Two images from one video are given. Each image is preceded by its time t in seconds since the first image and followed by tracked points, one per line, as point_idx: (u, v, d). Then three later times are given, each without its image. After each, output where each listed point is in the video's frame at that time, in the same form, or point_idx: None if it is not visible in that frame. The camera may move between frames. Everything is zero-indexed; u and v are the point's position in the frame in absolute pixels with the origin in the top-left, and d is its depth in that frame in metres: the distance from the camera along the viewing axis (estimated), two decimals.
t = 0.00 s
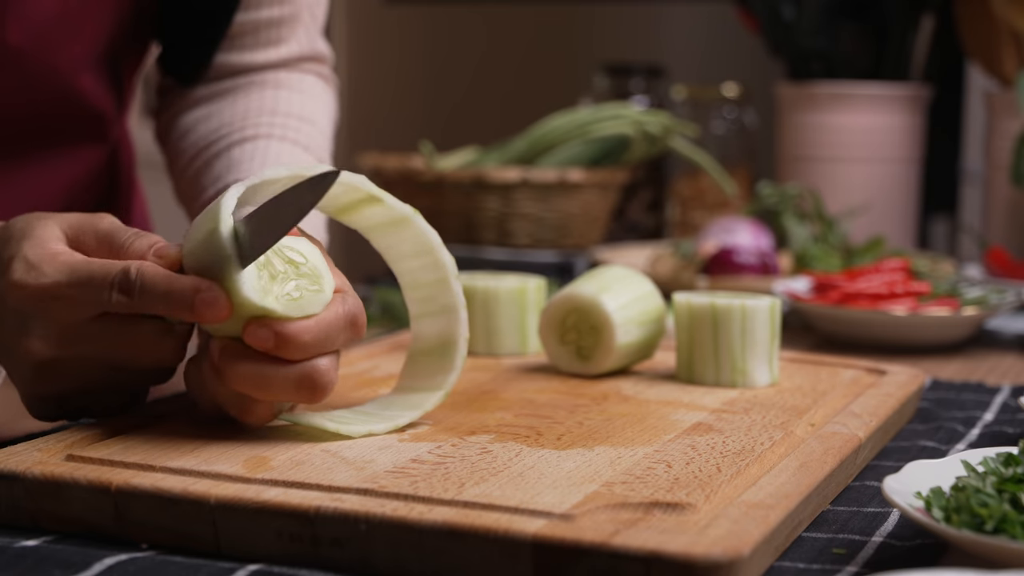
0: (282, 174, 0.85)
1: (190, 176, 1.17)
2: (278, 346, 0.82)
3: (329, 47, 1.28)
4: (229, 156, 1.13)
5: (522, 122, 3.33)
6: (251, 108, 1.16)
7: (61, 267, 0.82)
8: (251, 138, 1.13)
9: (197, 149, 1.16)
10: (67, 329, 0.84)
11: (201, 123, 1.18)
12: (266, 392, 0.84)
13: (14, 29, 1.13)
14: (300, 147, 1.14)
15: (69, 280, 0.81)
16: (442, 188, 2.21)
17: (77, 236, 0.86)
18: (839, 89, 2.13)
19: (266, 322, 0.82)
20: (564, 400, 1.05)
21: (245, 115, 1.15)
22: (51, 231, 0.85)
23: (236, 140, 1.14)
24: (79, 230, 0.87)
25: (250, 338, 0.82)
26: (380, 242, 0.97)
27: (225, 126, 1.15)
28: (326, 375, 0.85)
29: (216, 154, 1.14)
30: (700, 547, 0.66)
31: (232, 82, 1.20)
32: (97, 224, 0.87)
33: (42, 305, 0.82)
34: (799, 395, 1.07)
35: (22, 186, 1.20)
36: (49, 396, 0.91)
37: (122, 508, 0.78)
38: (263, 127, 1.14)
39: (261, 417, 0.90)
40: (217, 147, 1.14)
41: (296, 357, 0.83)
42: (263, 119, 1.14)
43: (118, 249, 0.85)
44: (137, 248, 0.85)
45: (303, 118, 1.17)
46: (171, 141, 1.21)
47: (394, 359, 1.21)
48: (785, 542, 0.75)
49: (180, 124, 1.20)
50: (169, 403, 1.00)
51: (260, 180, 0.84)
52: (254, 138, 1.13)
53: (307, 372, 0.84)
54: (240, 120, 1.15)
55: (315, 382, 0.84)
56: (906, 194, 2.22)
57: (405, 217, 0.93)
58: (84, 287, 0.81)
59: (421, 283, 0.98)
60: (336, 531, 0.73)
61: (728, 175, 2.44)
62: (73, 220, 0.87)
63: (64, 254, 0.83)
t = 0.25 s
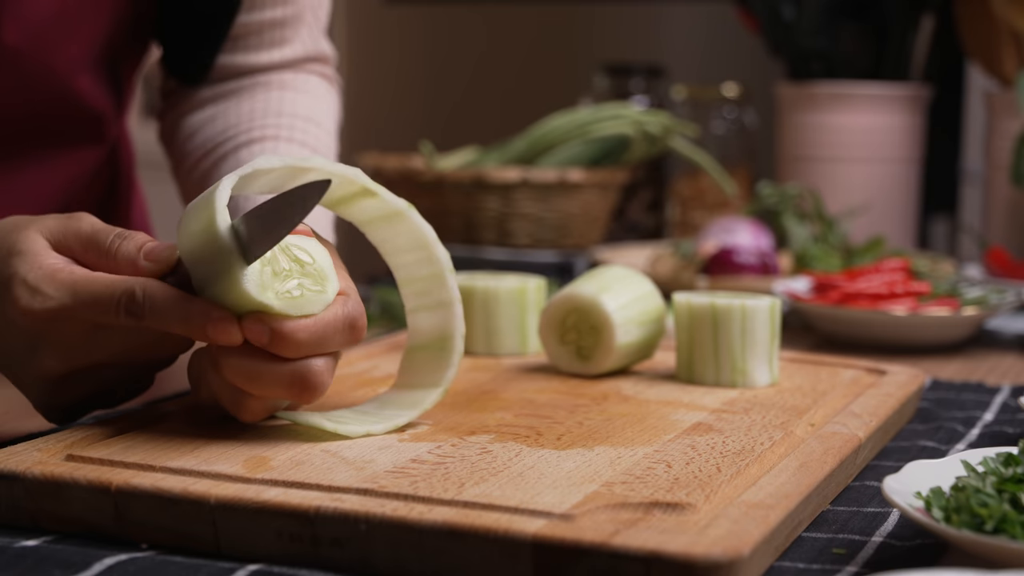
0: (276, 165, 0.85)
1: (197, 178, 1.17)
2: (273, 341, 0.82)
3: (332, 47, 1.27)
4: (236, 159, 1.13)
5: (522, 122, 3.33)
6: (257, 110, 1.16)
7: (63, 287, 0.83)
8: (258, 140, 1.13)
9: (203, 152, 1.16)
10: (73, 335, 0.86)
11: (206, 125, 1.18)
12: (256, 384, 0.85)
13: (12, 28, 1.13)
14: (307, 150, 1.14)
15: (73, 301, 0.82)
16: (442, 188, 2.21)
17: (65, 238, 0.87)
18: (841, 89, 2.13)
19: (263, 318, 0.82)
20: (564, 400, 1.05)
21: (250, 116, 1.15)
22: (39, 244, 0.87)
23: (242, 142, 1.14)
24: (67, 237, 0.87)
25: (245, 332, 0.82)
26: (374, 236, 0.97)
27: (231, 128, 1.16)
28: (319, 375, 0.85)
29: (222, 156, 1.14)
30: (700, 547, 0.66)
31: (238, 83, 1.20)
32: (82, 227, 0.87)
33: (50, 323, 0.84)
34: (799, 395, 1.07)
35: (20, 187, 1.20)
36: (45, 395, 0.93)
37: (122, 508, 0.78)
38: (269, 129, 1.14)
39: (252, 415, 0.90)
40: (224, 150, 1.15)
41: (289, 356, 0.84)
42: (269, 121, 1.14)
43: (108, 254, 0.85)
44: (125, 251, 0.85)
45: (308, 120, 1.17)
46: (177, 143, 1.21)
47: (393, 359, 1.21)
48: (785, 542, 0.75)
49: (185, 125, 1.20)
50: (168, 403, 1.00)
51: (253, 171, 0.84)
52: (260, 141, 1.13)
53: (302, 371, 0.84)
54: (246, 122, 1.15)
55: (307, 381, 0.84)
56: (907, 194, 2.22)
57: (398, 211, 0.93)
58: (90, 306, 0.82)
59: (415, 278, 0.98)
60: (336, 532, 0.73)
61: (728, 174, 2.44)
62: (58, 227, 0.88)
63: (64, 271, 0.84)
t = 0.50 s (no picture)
0: (283, 171, 0.86)
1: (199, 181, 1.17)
2: (272, 336, 0.82)
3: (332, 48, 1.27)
4: (237, 161, 1.13)
5: (522, 122, 3.33)
6: (258, 112, 1.16)
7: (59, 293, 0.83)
8: (259, 142, 1.13)
9: (204, 154, 1.16)
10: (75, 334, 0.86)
11: (207, 127, 1.18)
12: (257, 382, 0.84)
13: (12, 29, 1.13)
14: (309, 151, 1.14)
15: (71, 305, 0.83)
16: (442, 188, 2.21)
17: (65, 242, 0.87)
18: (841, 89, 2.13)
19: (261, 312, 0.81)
20: (564, 400, 1.05)
21: (251, 118, 1.15)
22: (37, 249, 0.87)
23: (244, 144, 1.14)
24: (67, 241, 0.87)
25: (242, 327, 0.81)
26: (385, 244, 0.97)
27: (232, 130, 1.15)
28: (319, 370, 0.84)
29: (224, 158, 1.14)
30: (700, 547, 0.66)
31: (238, 84, 1.20)
32: (82, 231, 0.87)
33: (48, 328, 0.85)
34: (799, 395, 1.07)
35: (21, 188, 1.20)
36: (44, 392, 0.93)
37: (122, 508, 0.78)
38: (270, 131, 1.14)
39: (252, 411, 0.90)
40: (225, 152, 1.15)
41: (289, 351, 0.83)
42: (270, 122, 1.14)
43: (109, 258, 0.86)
44: (126, 256, 0.85)
45: (309, 121, 1.17)
46: (178, 146, 1.21)
47: (393, 359, 1.21)
48: (785, 542, 0.75)
49: (186, 128, 1.20)
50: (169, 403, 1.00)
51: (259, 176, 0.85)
52: (261, 143, 1.13)
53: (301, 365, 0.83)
54: (247, 124, 1.15)
55: (306, 376, 0.84)
56: (907, 194, 2.22)
57: (407, 219, 0.93)
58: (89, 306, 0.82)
59: (425, 285, 0.98)
60: (336, 532, 0.73)
61: (728, 175, 2.44)
62: (58, 230, 0.88)
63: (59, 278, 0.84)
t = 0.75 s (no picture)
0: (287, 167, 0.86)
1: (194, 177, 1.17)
2: (313, 346, 0.82)
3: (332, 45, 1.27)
4: (233, 156, 1.13)
5: (522, 122, 3.33)
6: (254, 108, 1.16)
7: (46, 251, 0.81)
8: (255, 138, 1.13)
9: (200, 150, 1.16)
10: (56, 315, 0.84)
11: (204, 124, 1.18)
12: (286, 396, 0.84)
13: (14, 29, 1.12)
14: (302, 144, 1.14)
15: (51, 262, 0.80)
16: (442, 188, 2.21)
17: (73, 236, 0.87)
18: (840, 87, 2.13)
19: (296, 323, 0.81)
20: (564, 400, 1.05)
21: (247, 114, 1.15)
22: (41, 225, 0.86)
23: (239, 140, 1.14)
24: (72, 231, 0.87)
25: (285, 343, 0.80)
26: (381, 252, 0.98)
27: (228, 126, 1.15)
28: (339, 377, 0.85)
29: (219, 154, 1.14)
30: (700, 547, 0.66)
31: (236, 81, 1.20)
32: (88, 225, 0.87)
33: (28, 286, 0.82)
34: (799, 395, 1.07)
35: (21, 186, 1.20)
36: (36, 396, 0.92)
37: (122, 508, 0.78)
38: (266, 127, 1.14)
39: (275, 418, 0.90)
40: (220, 148, 1.14)
41: (322, 357, 0.84)
42: (266, 118, 1.14)
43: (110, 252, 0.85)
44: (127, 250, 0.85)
45: (307, 118, 1.16)
46: (175, 142, 1.21)
47: (393, 359, 1.21)
48: (785, 542, 0.75)
49: (184, 124, 1.20)
50: (168, 403, 1.00)
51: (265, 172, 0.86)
52: (257, 138, 1.13)
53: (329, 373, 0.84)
54: (243, 120, 1.15)
55: (339, 383, 0.84)
56: (907, 193, 2.22)
57: (405, 219, 0.94)
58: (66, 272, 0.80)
59: (420, 291, 0.98)
60: (336, 531, 0.73)
61: (728, 174, 2.44)
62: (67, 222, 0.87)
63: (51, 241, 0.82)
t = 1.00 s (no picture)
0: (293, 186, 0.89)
1: (182, 179, 1.16)
2: (312, 342, 0.82)
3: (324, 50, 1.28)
4: (222, 158, 1.12)
5: (521, 122, 3.33)
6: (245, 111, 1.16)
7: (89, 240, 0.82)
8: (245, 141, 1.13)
9: (189, 153, 1.16)
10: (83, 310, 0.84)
11: (194, 126, 1.17)
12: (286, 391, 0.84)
13: (12, 31, 1.12)
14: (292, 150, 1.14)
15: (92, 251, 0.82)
16: (443, 188, 2.21)
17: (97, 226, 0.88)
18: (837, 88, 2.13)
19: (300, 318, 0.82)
20: (564, 400, 1.05)
21: (239, 117, 1.15)
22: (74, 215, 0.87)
23: (229, 142, 1.13)
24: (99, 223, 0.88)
25: (285, 336, 0.81)
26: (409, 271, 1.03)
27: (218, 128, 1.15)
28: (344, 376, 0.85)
29: (208, 156, 1.14)
30: (700, 547, 0.66)
31: (229, 84, 1.20)
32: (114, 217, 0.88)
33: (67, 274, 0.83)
34: (799, 395, 1.07)
35: (20, 187, 1.20)
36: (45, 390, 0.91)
37: (122, 508, 0.78)
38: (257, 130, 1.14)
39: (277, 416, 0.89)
40: (209, 150, 1.14)
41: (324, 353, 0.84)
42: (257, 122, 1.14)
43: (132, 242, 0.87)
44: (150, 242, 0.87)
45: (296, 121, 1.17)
46: (164, 145, 1.20)
47: (393, 360, 1.21)
48: (785, 542, 0.75)
49: (174, 127, 1.20)
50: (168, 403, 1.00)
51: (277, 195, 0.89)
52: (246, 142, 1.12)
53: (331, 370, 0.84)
54: (234, 123, 1.15)
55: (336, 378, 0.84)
56: (906, 193, 2.22)
57: (435, 236, 1.00)
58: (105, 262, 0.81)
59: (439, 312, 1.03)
60: (336, 531, 0.73)
61: (728, 174, 2.44)
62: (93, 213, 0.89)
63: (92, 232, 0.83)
